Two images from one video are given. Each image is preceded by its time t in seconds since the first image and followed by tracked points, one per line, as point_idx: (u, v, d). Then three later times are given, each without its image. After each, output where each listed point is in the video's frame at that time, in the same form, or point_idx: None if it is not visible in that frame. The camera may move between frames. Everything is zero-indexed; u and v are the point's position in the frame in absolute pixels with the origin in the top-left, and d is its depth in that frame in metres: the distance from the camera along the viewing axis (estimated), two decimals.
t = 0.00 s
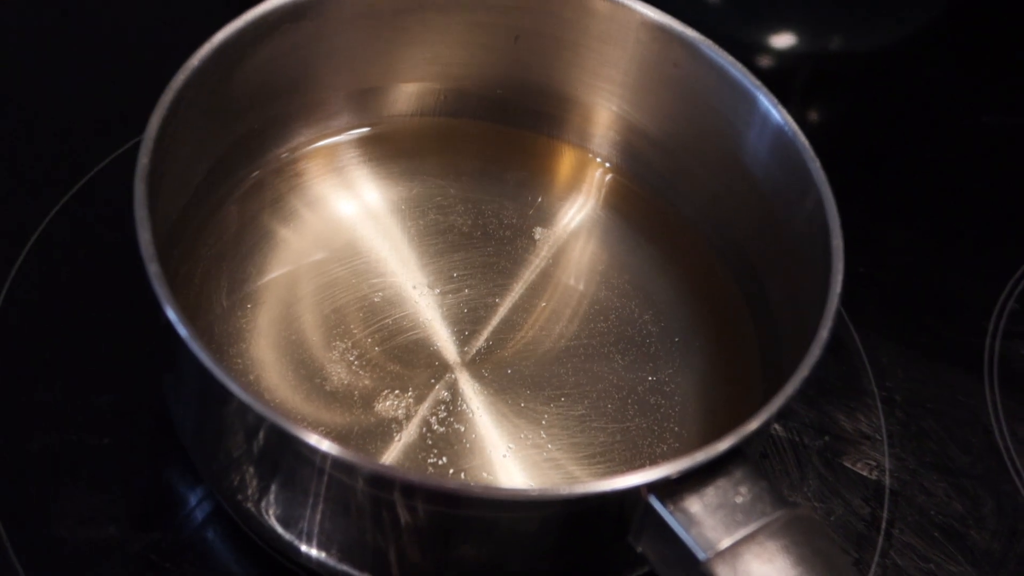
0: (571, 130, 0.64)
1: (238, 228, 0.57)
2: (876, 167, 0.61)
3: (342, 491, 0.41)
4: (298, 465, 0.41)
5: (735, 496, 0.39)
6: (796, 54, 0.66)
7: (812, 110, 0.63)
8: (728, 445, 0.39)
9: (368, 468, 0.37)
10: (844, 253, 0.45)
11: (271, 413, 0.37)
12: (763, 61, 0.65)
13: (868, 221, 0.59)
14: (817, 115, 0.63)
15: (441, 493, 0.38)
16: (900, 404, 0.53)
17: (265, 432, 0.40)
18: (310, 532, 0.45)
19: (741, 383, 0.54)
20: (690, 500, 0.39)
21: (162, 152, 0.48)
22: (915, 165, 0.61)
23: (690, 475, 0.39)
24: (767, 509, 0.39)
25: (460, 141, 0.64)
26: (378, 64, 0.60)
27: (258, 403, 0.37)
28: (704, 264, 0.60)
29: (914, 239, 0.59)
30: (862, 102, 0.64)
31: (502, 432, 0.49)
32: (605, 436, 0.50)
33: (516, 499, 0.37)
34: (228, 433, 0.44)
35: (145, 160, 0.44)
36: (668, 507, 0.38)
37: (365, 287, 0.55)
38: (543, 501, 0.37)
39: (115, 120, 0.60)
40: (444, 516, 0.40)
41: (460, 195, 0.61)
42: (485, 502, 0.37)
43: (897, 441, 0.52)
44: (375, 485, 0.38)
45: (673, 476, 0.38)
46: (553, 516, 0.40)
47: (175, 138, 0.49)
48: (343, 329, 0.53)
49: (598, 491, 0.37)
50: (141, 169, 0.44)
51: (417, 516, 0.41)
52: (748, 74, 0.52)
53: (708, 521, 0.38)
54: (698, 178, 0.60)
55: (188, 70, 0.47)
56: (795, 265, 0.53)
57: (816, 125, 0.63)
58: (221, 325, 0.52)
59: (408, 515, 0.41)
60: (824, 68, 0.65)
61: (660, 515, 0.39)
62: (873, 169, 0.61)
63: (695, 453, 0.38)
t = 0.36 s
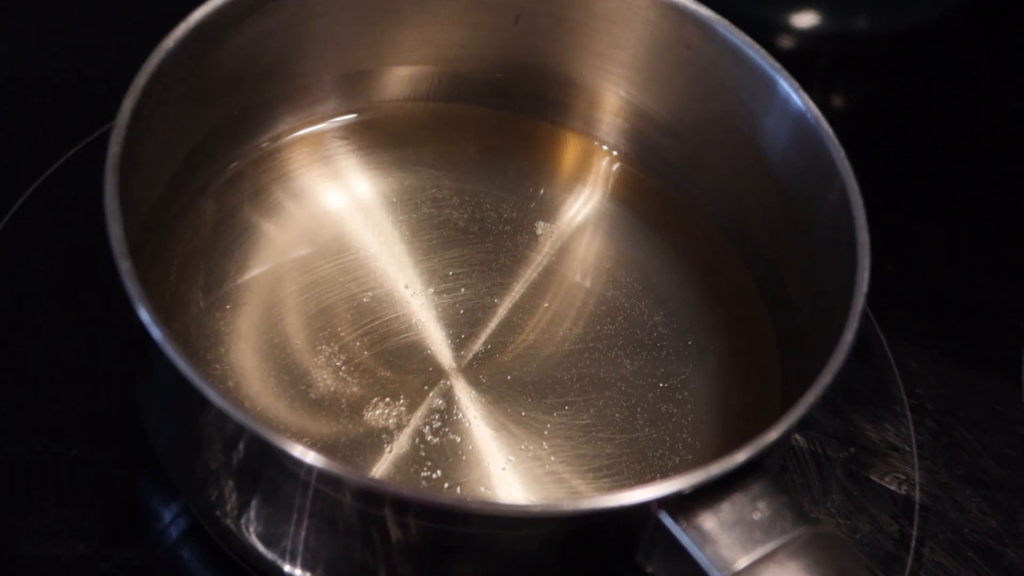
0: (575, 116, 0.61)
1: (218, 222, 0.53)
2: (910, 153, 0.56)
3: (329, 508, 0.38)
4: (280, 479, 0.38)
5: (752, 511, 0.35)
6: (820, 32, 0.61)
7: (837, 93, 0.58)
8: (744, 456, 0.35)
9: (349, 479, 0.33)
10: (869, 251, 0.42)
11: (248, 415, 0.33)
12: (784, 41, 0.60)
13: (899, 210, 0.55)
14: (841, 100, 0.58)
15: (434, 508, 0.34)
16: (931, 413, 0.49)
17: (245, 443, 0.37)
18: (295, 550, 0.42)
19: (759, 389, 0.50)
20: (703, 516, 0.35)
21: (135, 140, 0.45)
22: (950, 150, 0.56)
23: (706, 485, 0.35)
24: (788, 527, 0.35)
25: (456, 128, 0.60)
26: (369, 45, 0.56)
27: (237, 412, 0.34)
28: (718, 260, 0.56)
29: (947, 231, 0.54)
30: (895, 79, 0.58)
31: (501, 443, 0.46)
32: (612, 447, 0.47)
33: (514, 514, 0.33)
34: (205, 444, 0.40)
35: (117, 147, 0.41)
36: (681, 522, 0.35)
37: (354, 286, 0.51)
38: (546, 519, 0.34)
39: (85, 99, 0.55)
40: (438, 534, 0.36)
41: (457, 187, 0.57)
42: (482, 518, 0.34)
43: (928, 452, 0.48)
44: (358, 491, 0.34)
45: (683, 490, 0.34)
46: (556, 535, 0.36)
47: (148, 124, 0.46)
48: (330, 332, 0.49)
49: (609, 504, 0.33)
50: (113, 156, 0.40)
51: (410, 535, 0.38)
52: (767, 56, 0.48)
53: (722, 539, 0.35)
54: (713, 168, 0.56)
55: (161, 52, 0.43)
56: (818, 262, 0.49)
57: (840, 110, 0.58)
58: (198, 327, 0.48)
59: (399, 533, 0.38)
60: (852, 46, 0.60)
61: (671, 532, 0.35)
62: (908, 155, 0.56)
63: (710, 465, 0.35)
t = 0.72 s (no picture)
0: (580, 101, 0.57)
1: (196, 217, 0.49)
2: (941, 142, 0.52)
3: (315, 525, 0.34)
4: (262, 492, 0.34)
5: (772, 529, 0.32)
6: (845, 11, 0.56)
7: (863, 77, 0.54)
8: (763, 468, 0.31)
9: (333, 489, 0.30)
10: (897, 248, 0.38)
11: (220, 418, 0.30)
12: (806, 22, 0.55)
13: (932, 203, 0.51)
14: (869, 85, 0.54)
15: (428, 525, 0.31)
16: (964, 422, 0.46)
17: (226, 453, 0.33)
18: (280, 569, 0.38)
19: (780, 396, 0.47)
20: (719, 533, 0.32)
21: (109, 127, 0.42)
22: (992, 139, 0.52)
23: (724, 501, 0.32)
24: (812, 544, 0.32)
25: (452, 115, 0.57)
26: (358, 25, 0.52)
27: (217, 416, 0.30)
28: (733, 256, 0.53)
29: (984, 223, 0.50)
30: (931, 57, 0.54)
31: (501, 454, 0.42)
32: (621, 459, 0.43)
33: (518, 533, 0.29)
34: (179, 455, 0.37)
35: (87, 134, 0.38)
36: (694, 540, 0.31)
37: (341, 284, 0.48)
38: (551, 537, 0.30)
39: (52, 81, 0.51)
40: (432, 552, 0.33)
41: (453, 179, 0.54)
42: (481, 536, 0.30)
43: (961, 464, 0.45)
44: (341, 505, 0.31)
45: (694, 506, 0.31)
46: (560, 555, 0.32)
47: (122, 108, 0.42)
48: (315, 334, 0.45)
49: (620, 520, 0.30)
50: (81, 144, 0.37)
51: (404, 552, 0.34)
52: (788, 36, 0.44)
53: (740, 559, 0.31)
54: (728, 157, 0.53)
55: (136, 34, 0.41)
56: (842, 258, 0.45)
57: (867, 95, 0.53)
58: (174, 329, 0.44)
59: (391, 551, 0.34)
60: (881, 22, 0.55)
61: (683, 549, 0.32)
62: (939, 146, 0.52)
63: (725, 477, 0.31)
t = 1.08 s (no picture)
0: (588, 84, 0.54)
1: (170, 209, 0.46)
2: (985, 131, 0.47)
3: (299, 543, 0.31)
4: (239, 510, 0.31)
5: (794, 549, 0.28)
6: None
7: (896, 57, 0.49)
8: (784, 483, 0.28)
9: (316, 505, 0.26)
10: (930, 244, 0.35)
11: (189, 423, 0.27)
12: None
13: (968, 197, 0.47)
14: (902, 67, 0.49)
15: (422, 546, 0.27)
16: (1004, 435, 0.42)
17: (198, 468, 0.30)
18: None
19: (804, 404, 0.43)
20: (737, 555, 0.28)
21: (80, 112, 0.38)
22: None
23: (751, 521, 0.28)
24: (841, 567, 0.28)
25: (449, 98, 0.53)
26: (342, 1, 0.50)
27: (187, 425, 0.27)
28: (752, 253, 0.49)
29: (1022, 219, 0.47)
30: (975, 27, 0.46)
31: (500, 468, 0.39)
32: (631, 474, 0.40)
33: (518, 555, 0.26)
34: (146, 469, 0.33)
35: (50, 119, 0.34)
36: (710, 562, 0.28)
37: (327, 283, 0.44)
38: (554, 562, 0.27)
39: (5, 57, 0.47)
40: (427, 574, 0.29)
41: (449, 168, 0.50)
42: (479, 558, 0.27)
43: (1001, 479, 0.41)
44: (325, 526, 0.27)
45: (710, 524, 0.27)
46: None
47: (91, 91, 0.39)
48: (297, 337, 0.42)
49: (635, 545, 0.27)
50: (43, 130, 0.34)
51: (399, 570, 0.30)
52: (814, 14, 0.41)
53: None
54: (747, 143, 0.49)
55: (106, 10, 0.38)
56: (870, 255, 0.42)
57: (899, 79, 0.49)
58: (144, 331, 0.41)
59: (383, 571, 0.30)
60: None
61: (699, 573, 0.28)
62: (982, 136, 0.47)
63: (742, 494, 0.28)
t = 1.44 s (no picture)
0: (595, 63, 0.51)
1: (143, 200, 0.43)
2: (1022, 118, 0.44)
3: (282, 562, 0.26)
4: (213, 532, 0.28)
5: None
6: None
7: (928, 36, 0.46)
8: (807, 498, 0.25)
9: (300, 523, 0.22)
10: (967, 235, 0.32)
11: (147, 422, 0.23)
12: None
13: (997, 188, 0.45)
14: (936, 46, 0.46)
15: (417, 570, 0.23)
16: None
17: (171, 487, 0.26)
18: None
19: (829, 413, 0.40)
20: None
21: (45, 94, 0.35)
22: None
23: (776, 544, 0.25)
24: None
25: (445, 79, 0.50)
26: None
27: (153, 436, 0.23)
28: (770, 249, 0.46)
29: None
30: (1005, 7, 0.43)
31: (500, 481, 0.35)
32: (642, 488, 0.36)
33: None
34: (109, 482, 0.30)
35: (10, 105, 0.30)
36: None
37: (311, 281, 0.41)
38: None
39: None
40: None
41: (443, 157, 0.47)
42: None
43: None
44: (301, 549, 0.24)
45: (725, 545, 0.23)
46: None
47: (57, 72, 0.36)
48: (277, 339, 0.39)
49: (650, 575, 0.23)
50: (4, 114, 0.30)
51: None
52: None
53: None
54: (768, 128, 0.46)
55: None
56: (900, 252, 0.38)
57: (932, 61, 0.46)
58: (114, 333, 0.38)
59: None
60: None
61: None
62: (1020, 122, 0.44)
63: (760, 509, 0.24)
